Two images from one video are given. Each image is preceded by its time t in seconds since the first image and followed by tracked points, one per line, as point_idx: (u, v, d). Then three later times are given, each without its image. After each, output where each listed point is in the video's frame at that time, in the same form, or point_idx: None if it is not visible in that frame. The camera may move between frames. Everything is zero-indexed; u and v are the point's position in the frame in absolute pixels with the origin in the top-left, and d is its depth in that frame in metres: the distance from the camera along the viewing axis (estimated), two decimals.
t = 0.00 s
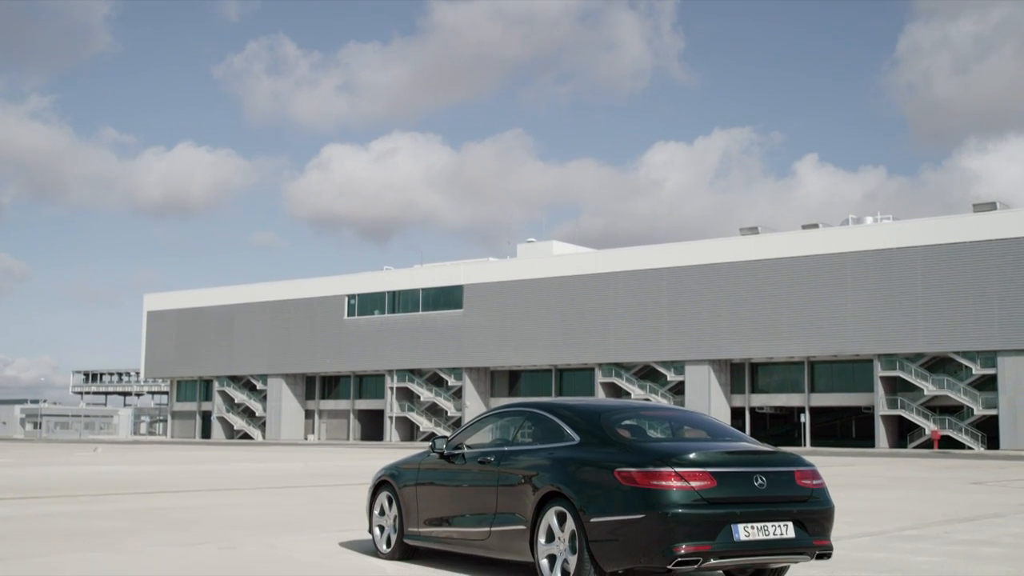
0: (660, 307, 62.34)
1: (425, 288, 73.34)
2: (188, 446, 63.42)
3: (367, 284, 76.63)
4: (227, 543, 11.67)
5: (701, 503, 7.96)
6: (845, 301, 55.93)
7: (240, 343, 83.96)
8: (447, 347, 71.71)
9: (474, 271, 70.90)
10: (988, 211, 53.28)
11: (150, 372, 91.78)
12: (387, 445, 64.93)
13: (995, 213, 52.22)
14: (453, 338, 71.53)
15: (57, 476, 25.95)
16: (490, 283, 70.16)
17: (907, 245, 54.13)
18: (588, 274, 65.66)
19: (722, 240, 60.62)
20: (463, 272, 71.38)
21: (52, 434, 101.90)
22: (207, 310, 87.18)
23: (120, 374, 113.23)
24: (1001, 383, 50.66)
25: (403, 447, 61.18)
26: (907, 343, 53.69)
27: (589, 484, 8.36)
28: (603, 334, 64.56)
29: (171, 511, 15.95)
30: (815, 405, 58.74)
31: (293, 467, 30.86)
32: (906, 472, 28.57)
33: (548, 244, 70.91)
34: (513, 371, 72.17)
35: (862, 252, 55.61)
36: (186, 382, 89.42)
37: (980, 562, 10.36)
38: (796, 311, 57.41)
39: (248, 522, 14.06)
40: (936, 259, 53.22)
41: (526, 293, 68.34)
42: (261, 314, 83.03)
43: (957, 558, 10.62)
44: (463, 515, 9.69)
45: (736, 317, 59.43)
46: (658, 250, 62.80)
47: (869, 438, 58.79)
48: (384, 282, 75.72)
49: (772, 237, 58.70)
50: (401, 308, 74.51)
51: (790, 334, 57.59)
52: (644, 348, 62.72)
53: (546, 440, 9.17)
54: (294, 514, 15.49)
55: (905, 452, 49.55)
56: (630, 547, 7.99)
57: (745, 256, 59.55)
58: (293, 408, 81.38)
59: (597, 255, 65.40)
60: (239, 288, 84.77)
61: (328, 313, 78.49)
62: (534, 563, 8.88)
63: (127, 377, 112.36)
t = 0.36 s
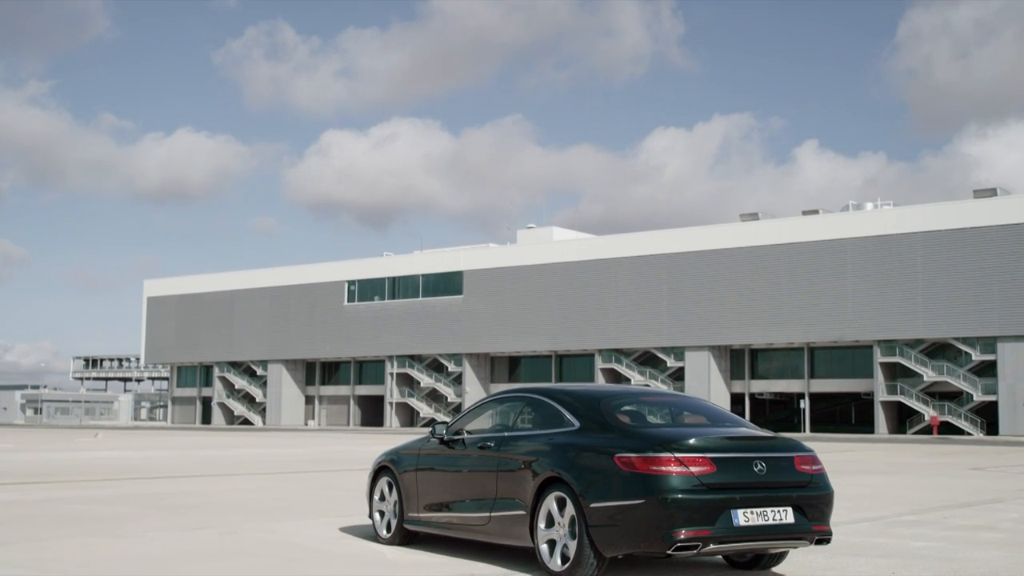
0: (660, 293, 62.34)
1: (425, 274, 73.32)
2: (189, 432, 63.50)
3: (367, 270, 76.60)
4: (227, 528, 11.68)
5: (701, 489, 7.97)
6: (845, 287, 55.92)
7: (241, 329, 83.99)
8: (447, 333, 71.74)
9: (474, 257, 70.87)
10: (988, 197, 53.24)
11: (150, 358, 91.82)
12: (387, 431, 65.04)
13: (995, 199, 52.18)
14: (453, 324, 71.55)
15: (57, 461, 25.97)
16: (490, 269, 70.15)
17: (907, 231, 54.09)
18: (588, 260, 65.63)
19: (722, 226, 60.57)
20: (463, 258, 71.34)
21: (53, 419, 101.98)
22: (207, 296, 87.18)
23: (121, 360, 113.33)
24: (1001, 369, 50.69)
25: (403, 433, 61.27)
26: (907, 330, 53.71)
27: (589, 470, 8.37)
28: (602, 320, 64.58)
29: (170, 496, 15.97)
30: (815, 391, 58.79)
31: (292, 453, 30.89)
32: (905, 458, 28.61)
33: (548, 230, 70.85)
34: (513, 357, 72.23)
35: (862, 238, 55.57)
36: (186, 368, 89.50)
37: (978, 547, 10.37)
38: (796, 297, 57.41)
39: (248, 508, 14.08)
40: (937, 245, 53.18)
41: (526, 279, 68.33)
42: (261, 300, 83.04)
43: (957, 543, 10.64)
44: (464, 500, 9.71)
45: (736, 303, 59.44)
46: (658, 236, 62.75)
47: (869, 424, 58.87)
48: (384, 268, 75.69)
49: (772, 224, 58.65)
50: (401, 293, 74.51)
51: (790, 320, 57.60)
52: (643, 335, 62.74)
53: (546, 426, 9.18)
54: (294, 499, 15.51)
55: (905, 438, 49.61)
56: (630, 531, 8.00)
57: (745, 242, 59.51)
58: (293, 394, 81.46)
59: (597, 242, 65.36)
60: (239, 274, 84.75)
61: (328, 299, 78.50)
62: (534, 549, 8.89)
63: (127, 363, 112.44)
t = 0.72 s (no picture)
0: (660, 281, 62.34)
1: (425, 261, 73.30)
2: (190, 420, 63.58)
3: (367, 257, 76.56)
4: (228, 515, 11.68)
5: (701, 476, 7.98)
6: (845, 275, 55.90)
7: (241, 316, 84.01)
8: (447, 321, 71.78)
9: (474, 245, 70.83)
10: (989, 184, 53.22)
11: (150, 346, 91.87)
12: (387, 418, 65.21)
13: (995, 186, 52.15)
14: (453, 311, 71.58)
15: (57, 448, 25.99)
16: (490, 256, 70.12)
17: (907, 219, 54.04)
18: (588, 248, 65.59)
19: (722, 214, 60.51)
20: (463, 245, 71.30)
21: (54, 407, 102.07)
22: (207, 284, 87.17)
23: (121, 347, 113.42)
24: (1000, 357, 50.74)
25: (403, 420, 61.36)
26: (907, 317, 53.71)
27: (589, 457, 8.37)
28: (602, 308, 64.61)
29: (171, 483, 15.99)
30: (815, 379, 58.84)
31: (292, 439, 30.93)
32: (904, 445, 28.67)
33: (547, 217, 70.80)
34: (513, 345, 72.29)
35: (863, 225, 55.52)
36: (186, 355, 89.54)
37: (977, 534, 10.38)
38: (796, 284, 57.41)
39: (248, 495, 14.09)
40: (937, 232, 53.14)
41: (526, 266, 68.31)
42: (261, 288, 83.04)
43: (957, 531, 10.66)
44: (463, 488, 9.73)
45: (736, 290, 59.46)
46: (659, 223, 62.72)
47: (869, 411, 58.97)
48: (384, 255, 75.65)
49: (772, 211, 58.61)
50: (401, 281, 74.50)
51: (790, 307, 57.60)
52: (643, 322, 62.75)
53: (546, 413, 9.18)
54: (295, 486, 15.51)
55: (905, 425, 49.68)
56: (630, 518, 8.02)
57: (746, 230, 59.46)
58: (293, 381, 81.53)
59: (597, 229, 65.32)
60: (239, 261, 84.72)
61: (328, 286, 78.51)
62: (534, 536, 8.90)
63: (127, 350, 112.55)
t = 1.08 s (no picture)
0: (661, 268, 62.32)
1: (426, 249, 73.25)
2: (190, 407, 63.71)
3: (367, 245, 76.53)
4: (229, 502, 11.68)
5: (701, 464, 7.99)
6: (845, 262, 55.89)
7: (241, 304, 84.02)
8: (447, 309, 71.80)
9: (474, 232, 70.78)
10: (989, 171, 53.19)
11: (150, 333, 91.90)
12: (388, 405, 65.31)
13: (996, 174, 52.11)
14: (453, 299, 71.60)
15: (57, 435, 25.99)
16: (490, 244, 70.09)
17: (908, 206, 54.00)
18: (588, 235, 65.56)
19: (722, 201, 60.45)
20: (463, 233, 71.28)
21: (54, 394, 102.19)
22: (207, 272, 87.15)
23: (121, 335, 113.49)
24: (1000, 344, 50.77)
25: (404, 407, 61.47)
26: (907, 305, 53.70)
27: (589, 445, 8.37)
28: (602, 296, 64.60)
29: (171, 470, 15.99)
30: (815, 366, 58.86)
31: (292, 427, 30.94)
32: (903, 432, 28.69)
33: (547, 205, 70.73)
34: (513, 332, 72.34)
35: (863, 213, 55.48)
36: (186, 343, 89.58)
37: (977, 521, 10.38)
38: (796, 272, 57.40)
39: (248, 482, 14.09)
40: (937, 220, 53.10)
41: (527, 254, 68.28)
42: (261, 275, 83.03)
43: (957, 517, 10.67)
44: (463, 475, 9.74)
45: (736, 278, 59.45)
46: (659, 211, 62.68)
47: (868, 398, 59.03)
48: (384, 243, 75.62)
49: (773, 199, 58.56)
50: (401, 269, 74.48)
51: (790, 295, 57.59)
52: (643, 310, 62.77)
53: (546, 400, 9.19)
54: (295, 473, 15.52)
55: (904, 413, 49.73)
56: (631, 505, 8.02)
57: (746, 218, 59.40)
58: (293, 369, 81.58)
59: (597, 217, 65.27)
60: (239, 248, 84.70)
61: (327, 274, 78.51)
62: (534, 523, 8.91)
63: (127, 338, 112.63)
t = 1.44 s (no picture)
0: (661, 256, 62.29)
1: (426, 237, 73.19)
2: (191, 396, 63.73)
3: (367, 232, 76.47)
4: (229, 489, 11.69)
5: (701, 451, 8.00)
6: (845, 250, 55.86)
7: (241, 292, 83.99)
8: (447, 297, 71.79)
9: (474, 220, 70.73)
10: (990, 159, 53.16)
11: (150, 320, 91.87)
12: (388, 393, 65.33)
13: (996, 162, 52.07)
14: (453, 287, 71.58)
15: (57, 423, 25.98)
16: (491, 232, 70.02)
17: (908, 194, 53.96)
18: (588, 223, 65.50)
19: (722, 189, 60.38)
20: (463, 221, 71.22)
21: (54, 381, 102.25)
22: (207, 259, 87.09)
23: (121, 322, 113.50)
24: (1000, 333, 50.79)
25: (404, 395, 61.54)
26: (907, 293, 53.68)
27: (589, 432, 8.37)
28: (603, 284, 64.59)
29: (172, 457, 16.03)
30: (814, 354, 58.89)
31: (292, 415, 30.96)
32: (903, 420, 28.72)
33: (547, 193, 70.66)
34: (513, 320, 72.36)
35: (863, 201, 55.43)
36: (186, 331, 89.57)
37: (976, 508, 10.40)
38: (796, 260, 57.37)
39: (248, 469, 14.12)
40: (938, 208, 53.06)
41: (527, 242, 68.24)
42: (261, 263, 82.98)
43: (955, 505, 10.70)
44: (464, 462, 9.74)
45: (736, 266, 59.44)
46: (659, 198, 62.62)
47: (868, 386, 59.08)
48: (384, 231, 75.55)
49: (773, 187, 58.50)
50: (401, 257, 74.43)
51: (790, 283, 57.58)
52: (643, 298, 62.77)
53: (546, 388, 9.19)
54: (295, 460, 15.56)
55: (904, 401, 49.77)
56: (631, 492, 8.02)
57: (746, 205, 59.35)
58: (293, 356, 81.59)
59: (597, 204, 65.21)
60: (239, 236, 84.63)
61: (327, 262, 78.48)
62: (534, 510, 8.92)
63: (127, 325, 112.62)
